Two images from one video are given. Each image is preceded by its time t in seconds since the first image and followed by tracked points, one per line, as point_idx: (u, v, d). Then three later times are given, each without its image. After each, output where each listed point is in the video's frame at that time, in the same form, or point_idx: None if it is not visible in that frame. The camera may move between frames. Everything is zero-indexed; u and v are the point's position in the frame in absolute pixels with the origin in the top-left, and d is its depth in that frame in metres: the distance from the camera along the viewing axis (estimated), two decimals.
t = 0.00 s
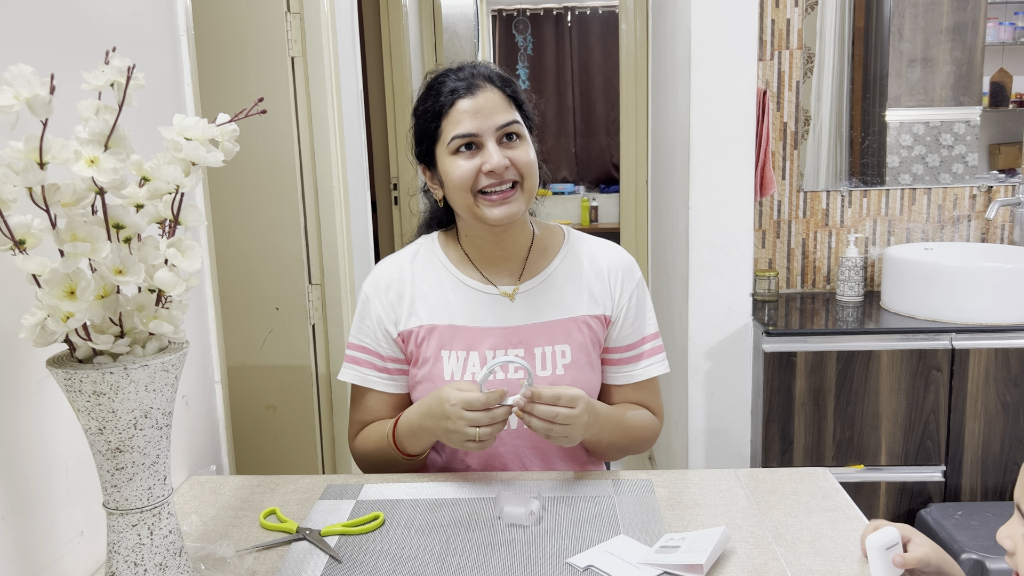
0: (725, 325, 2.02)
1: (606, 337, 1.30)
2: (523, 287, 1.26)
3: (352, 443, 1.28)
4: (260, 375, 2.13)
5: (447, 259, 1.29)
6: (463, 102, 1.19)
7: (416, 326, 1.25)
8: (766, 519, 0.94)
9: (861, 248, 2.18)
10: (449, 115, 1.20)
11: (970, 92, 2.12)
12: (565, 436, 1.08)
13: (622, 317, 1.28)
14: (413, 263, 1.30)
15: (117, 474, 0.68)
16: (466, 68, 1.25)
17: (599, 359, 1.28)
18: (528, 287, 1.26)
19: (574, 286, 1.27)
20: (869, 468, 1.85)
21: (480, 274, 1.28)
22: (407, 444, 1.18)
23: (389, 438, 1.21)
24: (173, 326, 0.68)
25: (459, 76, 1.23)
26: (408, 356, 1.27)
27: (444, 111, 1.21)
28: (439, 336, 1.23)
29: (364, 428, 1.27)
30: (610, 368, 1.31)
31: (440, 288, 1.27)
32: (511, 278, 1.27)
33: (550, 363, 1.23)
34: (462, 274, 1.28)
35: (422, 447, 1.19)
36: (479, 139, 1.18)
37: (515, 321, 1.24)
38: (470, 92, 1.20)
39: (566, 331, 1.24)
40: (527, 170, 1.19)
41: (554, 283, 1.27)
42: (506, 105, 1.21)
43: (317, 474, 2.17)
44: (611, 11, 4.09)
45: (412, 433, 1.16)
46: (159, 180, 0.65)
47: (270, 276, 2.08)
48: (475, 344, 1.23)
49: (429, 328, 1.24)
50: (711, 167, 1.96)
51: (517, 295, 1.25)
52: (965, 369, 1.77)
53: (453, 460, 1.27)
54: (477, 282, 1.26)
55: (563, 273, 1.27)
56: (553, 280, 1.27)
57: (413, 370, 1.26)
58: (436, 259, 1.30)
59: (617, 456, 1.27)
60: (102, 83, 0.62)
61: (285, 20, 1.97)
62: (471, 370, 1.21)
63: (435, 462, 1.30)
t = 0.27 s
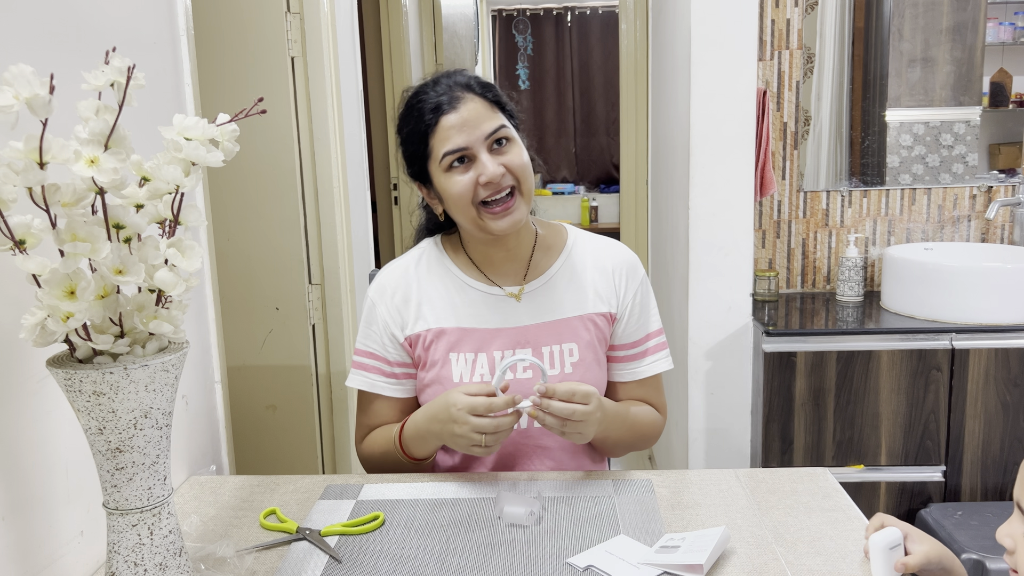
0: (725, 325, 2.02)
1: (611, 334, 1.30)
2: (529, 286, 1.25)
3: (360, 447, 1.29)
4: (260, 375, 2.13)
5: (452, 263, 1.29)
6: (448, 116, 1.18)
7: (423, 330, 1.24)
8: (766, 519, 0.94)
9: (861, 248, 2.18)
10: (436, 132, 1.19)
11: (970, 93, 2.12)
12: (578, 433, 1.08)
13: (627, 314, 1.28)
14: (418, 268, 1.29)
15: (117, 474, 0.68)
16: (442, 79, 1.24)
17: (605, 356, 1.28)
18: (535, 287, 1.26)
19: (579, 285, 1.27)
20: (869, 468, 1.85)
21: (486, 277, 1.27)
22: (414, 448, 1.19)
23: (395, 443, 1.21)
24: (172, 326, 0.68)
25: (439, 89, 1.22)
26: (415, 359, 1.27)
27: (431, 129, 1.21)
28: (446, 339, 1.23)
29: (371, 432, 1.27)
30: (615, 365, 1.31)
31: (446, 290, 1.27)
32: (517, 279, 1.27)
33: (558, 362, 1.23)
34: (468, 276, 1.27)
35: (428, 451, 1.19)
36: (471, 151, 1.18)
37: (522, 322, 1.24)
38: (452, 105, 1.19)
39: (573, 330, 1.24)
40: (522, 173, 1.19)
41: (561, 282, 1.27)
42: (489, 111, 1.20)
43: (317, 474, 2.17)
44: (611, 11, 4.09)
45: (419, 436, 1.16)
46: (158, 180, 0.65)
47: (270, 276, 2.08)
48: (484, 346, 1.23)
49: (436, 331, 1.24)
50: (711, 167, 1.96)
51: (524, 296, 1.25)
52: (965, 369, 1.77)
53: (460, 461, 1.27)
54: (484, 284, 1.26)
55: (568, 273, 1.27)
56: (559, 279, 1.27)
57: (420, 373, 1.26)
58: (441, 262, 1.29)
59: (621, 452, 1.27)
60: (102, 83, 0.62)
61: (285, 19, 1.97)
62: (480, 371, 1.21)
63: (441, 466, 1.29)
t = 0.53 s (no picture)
0: (725, 325, 2.02)
1: (598, 334, 1.30)
2: (512, 287, 1.25)
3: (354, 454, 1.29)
4: (260, 375, 2.13)
5: (436, 267, 1.29)
6: (451, 107, 1.18)
7: (407, 335, 1.24)
8: (766, 519, 0.94)
9: (861, 248, 2.18)
10: (437, 120, 1.19)
11: (970, 93, 2.12)
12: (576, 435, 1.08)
13: (613, 312, 1.29)
14: (402, 273, 1.29)
15: (117, 474, 0.68)
16: (456, 70, 1.24)
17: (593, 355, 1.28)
18: (519, 289, 1.26)
19: (563, 285, 1.27)
20: (869, 468, 1.85)
21: (467, 278, 1.28)
22: (403, 454, 1.19)
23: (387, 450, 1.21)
24: (172, 326, 0.68)
25: (449, 80, 1.22)
26: (399, 365, 1.27)
27: (432, 115, 1.20)
28: (429, 343, 1.23)
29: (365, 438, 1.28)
30: (604, 364, 1.31)
31: (430, 295, 1.27)
32: (499, 282, 1.27)
33: (542, 363, 1.22)
34: (452, 280, 1.27)
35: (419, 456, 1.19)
36: (465, 145, 1.18)
37: (506, 325, 1.23)
38: (459, 96, 1.19)
39: (556, 330, 1.24)
40: (510, 179, 1.18)
41: (544, 282, 1.27)
42: (494, 113, 1.20)
43: (317, 474, 2.17)
44: (611, 11, 4.09)
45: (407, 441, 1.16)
46: (158, 180, 0.65)
47: (270, 276, 2.08)
48: (467, 349, 1.22)
49: (419, 335, 1.24)
50: (711, 167, 1.96)
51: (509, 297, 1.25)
52: (965, 370, 1.77)
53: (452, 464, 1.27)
54: (468, 287, 1.26)
55: (552, 274, 1.28)
56: (542, 281, 1.27)
57: (405, 379, 1.26)
58: (424, 267, 1.29)
59: (620, 447, 1.28)
60: (102, 83, 0.62)
61: (285, 19, 1.97)
62: (463, 374, 1.21)
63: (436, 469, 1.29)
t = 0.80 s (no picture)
0: (725, 325, 2.02)
1: (590, 341, 1.30)
2: (508, 288, 1.26)
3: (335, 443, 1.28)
4: (260, 375, 2.13)
5: (432, 261, 1.29)
6: (453, 107, 1.19)
7: (401, 327, 1.25)
8: (766, 519, 0.94)
9: (861, 248, 2.18)
10: (438, 120, 1.20)
11: (970, 92, 2.12)
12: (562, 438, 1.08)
13: (607, 321, 1.29)
14: (399, 265, 1.30)
15: (117, 474, 0.68)
16: (459, 70, 1.24)
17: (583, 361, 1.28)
18: (512, 289, 1.26)
19: (559, 288, 1.27)
20: (869, 468, 1.85)
21: (465, 275, 1.28)
22: (386, 447, 1.18)
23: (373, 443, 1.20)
24: (173, 326, 0.68)
25: (450, 79, 1.22)
26: (392, 357, 1.27)
27: (434, 115, 1.21)
28: (423, 338, 1.23)
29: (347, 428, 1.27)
30: (593, 371, 1.31)
31: (425, 289, 1.27)
32: (494, 281, 1.27)
33: (533, 366, 1.22)
34: (447, 275, 1.28)
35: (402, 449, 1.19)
36: (467, 146, 1.18)
37: (500, 324, 1.23)
38: (461, 96, 1.19)
39: (549, 334, 1.24)
40: (513, 178, 1.18)
41: (538, 284, 1.27)
42: (496, 112, 1.20)
43: (316, 474, 2.17)
44: (611, 11, 4.09)
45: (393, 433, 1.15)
46: (158, 180, 0.65)
47: (271, 276, 2.08)
48: (460, 346, 1.22)
49: (414, 329, 1.24)
50: (711, 167, 1.96)
51: (501, 296, 1.25)
52: (965, 370, 1.77)
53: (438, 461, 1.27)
54: (461, 284, 1.26)
55: (547, 277, 1.27)
56: (537, 283, 1.27)
57: (396, 371, 1.26)
58: (421, 260, 1.30)
59: (599, 459, 1.27)
60: (102, 83, 0.62)
61: (285, 20, 1.97)
62: (454, 371, 1.21)
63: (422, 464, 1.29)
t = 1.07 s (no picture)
0: (725, 325, 2.02)
1: (596, 339, 1.30)
2: (514, 288, 1.26)
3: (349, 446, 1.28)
4: (260, 375, 2.13)
5: (440, 261, 1.29)
6: (461, 108, 1.18)
7: (409, 328, 1.25)
8: (766, 519, 0.94)
9: (861, 248, 2.18)
10: (446, 121, 1.20)
11: (970, 93, 2.12)
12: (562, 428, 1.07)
13: (613, 319, 1.29)
14: (406, 266, 1.30)
15: (117, 474, 0.68)
16: (467, 70, 1.25)
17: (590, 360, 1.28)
18: (520, 289, 1.26)
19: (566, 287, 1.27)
20: (869, 468, 1.85)
21: (472, 275, 1.28)
22: (408, 450, 1.18)
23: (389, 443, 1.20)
24: (173, 326, 0.68)
25: (458, 81, 1.22)
26: (401, 358, 1.27)
27: (443, 116, 1.21)
28: (430, 339, 1.23)
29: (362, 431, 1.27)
30: (599, 370, 1.31)
31: (432, 290, 1.27)
32: (503, 281, 1.27)
33: (541, 364, 1.22)
34: (454, 275, 1.28)
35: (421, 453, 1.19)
36: (474, 147, 1.18)
37: (507, 324, 1.23)
38: (470, 97, 1.19)
39: (556, 333, 1.24)
40: (520, 181, 1.18)
41: (545, 284, 1.27)
42: (504, 114, 1.20)
43: (317, 474, 2.17)
44: (611, 11, 4.09)
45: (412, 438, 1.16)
46: (158, 180, 0.65)
47: (271, 276, 2.08)
48: (467, 346, 1.22)
49: (421, 330, 1.24)
50: (711, 167, 1.96)
51: (508, 297, 1.25)
52: (965, 370, 1.77)
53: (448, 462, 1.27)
54: (469, 284, 1.26)
55: (554, 278, 1.27)
56: (544, 283, 1.27)
57: (405, 372, 1.26)
58: (428, 261, 1.30)
59: (604, 458, 1.27)
60: (102, 83, 0.62)
61: (285, 19, 1.97)
62: (462, 371, 1.21)
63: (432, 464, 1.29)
